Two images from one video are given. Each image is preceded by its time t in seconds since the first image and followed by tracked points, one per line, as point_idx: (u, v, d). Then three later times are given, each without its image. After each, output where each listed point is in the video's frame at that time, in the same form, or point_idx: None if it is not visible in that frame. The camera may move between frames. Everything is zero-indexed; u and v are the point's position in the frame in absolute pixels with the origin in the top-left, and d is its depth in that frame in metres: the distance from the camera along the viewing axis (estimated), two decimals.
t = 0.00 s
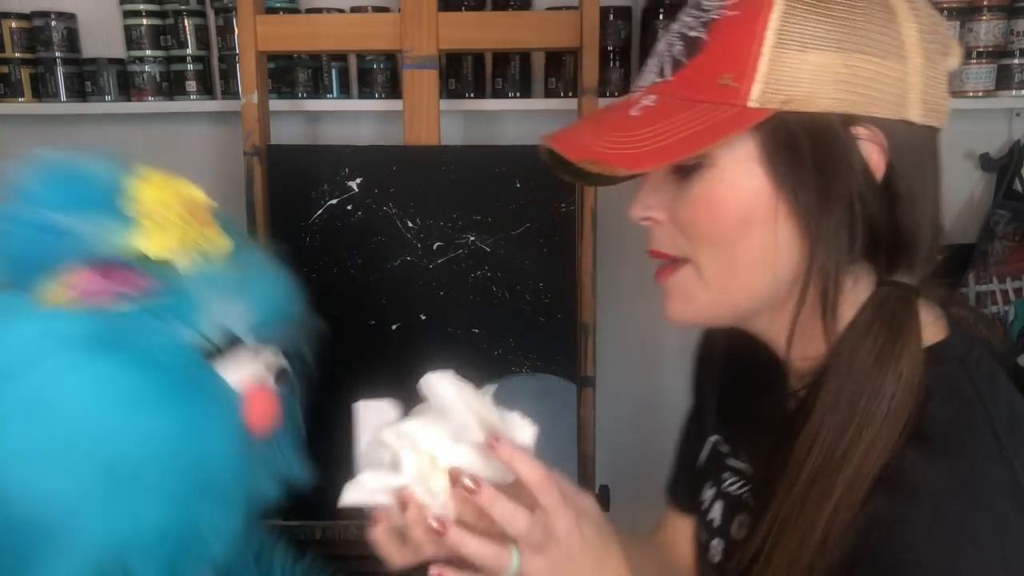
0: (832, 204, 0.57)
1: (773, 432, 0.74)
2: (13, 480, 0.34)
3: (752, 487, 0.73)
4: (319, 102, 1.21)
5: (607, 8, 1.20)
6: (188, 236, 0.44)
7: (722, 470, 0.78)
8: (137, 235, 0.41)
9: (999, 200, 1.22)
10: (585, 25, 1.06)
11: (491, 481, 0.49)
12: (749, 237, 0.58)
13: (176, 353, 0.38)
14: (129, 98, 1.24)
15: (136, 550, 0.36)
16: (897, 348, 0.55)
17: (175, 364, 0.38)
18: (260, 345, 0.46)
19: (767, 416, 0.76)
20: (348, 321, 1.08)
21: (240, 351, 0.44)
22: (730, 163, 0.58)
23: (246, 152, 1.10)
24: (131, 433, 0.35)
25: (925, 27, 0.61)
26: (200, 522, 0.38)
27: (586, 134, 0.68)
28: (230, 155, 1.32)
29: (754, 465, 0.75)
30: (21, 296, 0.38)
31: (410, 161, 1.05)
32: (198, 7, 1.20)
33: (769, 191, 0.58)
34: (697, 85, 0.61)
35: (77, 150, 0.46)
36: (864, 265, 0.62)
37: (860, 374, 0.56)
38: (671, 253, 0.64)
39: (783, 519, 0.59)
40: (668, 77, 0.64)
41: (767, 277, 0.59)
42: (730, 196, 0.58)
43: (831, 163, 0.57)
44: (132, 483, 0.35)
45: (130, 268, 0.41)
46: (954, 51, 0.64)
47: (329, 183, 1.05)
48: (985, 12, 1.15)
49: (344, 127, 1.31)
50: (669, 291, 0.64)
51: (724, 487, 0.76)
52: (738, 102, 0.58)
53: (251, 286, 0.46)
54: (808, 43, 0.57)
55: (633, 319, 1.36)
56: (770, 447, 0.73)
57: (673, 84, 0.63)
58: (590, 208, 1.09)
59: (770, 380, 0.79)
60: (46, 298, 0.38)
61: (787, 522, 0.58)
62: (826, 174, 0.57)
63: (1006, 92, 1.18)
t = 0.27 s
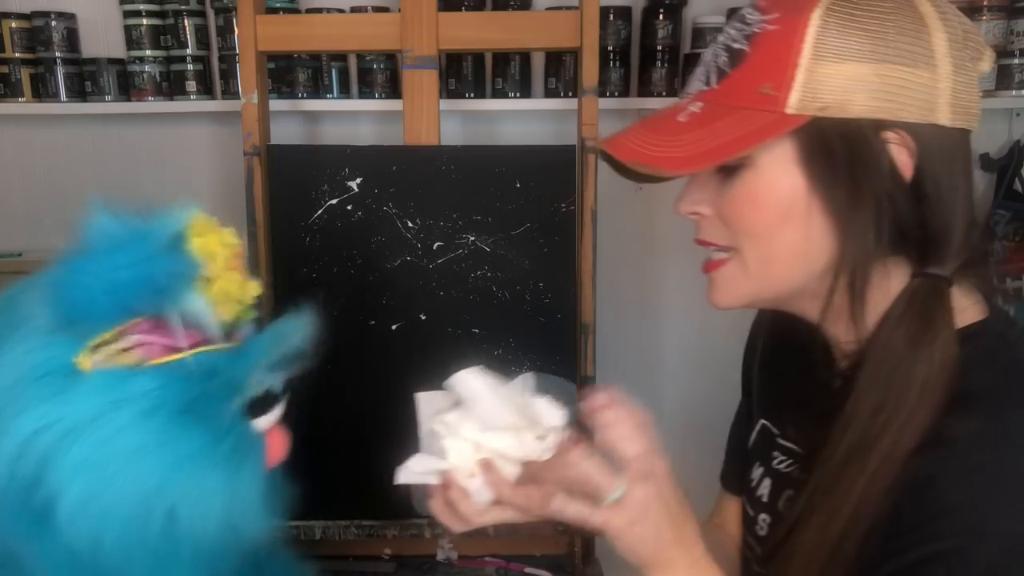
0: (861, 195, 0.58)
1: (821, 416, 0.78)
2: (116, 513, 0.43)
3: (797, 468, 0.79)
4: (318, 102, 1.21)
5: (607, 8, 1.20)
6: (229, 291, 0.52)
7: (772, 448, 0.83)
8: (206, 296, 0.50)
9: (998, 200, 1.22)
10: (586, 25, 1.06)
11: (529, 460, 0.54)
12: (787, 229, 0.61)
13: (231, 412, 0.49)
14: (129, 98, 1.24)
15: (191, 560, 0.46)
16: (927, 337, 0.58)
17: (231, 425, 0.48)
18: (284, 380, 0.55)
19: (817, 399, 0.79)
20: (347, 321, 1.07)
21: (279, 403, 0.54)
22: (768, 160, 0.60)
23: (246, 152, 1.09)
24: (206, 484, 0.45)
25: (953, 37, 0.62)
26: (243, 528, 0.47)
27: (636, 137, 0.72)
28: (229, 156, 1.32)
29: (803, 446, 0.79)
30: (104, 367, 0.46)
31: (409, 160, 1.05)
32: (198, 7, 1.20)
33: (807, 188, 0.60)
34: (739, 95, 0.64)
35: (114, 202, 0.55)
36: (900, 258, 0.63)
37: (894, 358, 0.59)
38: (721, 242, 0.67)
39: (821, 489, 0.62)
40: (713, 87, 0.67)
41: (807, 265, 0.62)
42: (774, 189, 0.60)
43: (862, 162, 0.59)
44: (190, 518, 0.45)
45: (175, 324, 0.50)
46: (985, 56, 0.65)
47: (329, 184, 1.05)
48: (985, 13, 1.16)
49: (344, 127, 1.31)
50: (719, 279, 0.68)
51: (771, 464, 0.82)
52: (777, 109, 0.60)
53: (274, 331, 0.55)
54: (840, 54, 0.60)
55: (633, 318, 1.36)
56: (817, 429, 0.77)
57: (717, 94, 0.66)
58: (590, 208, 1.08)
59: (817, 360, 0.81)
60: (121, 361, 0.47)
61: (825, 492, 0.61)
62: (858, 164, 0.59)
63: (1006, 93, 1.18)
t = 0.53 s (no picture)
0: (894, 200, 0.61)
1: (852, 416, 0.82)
2: (104, 482, 0.56)
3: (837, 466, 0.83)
4: (319, 102, 1.21)
5: (607, 8, 1.20)
6: (187, 281, 0.65)
7: (799, 448, 0.88)
8: (164, 285, 0.64)
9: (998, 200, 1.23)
10: (586, 25, 1.06)
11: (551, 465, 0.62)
12: (843, 235, 0.62)
13: (199, 395, 0.62)
14: (129, 98, 1.24)
15: (186, 518, 0.60)
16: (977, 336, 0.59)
17: (201, 413, 0.61)
18: (245, 373, 0.68)
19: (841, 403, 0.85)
20: (347, 321, 1.07)
21: (240, 386, 0.67)
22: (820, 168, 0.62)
23: (247, 152, 1.09)
24: (181, 463, 0.59)
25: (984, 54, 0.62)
26: (219, 503, 0.62)
27: (682, 147, 0.71)
28: (229, 156, 1.32)
29: (835, 447, 0.84)
30: (74, 359, 0.59)
31: (410, 160, 1.05)
32: (198, 7, 1.20)
33: (859, 194, 0.61)
34: (786, 106, 0.64)
35: (85, 210, 0.68)
36: (940, 259, 0.64)
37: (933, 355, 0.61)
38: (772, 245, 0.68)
39: (874, 481, 0.64)
40: (757, 100, 0.67)
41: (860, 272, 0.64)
42: (830, 197, 0.62)
43: (907, 169, 0.60)
44: (172, 490, 0.59)
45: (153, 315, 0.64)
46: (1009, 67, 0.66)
47: (329, 183, 1.05)
48: (986, 12, 1.16)
49: (344, 127, 1.31)
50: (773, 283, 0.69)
51: (802, 463, 0.87)
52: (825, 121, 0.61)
53: (240, 315, 0.69)
54: (880, 67, 0.60)
55: (633, 318, 1.36)
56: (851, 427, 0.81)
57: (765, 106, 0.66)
58: (590, 208, 1.08)
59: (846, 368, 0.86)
60: (90, 351, 0.60)
61: (878, 486, 0.63)
62: (902, 171, 0.60)
63: (1006, 93, 1.18)
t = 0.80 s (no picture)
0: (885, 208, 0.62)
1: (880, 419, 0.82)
2: (94, 488, 0.63)
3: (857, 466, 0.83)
4: (318, 102, 1.21)
5: (607, 8, 1.20)
6: (172, 286, 0.72)
7: (827, 448, 0.88)
8: (150, 290, 0.70)
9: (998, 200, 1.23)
10: (586, 25, 1.06)
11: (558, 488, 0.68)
12: (826, 251, 0.65)
13: (185, 403, 0.69)
14: (129, 98, 1.24)
15: (170, 520, 0.67)
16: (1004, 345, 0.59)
17: (188, 419, 0.69)
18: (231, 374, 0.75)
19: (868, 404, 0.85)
20: (347, 321, 1.07)
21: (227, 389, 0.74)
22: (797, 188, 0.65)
23: (246, 152, 1.09)
24: (167, 468, 0.66)
25: (964, 70, 0.63)
26: (205, 506, 0.69)
27: (678, 180, 0.76)
28: (229, 155, 1.32)
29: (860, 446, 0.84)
30: (60, 366, 0.66)
31: (410, 160, 1.05)
32: (198, 7, 1.20)
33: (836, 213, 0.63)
34: (765, 134, 0.68)
35: (71, 214, 0.74)
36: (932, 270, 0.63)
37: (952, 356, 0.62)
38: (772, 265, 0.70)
39: (886, 482, 0.65)
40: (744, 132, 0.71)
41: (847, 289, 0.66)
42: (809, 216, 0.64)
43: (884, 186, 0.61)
44: (159, 494, 0.66)
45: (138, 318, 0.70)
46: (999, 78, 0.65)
47: (329, 183, 1.05)
48: (985, 12, 1.15)
49: (344, 127, 1.31)
50: (775, 301, 0.71)
51: (830, 462, 0.87)
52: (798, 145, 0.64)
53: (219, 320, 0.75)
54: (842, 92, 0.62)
55: (634, 318, 1.36)
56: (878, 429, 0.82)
57: (748, 137, 0.69)
58: (590, 208, 1.09)
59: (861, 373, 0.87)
60: (76, 358, 0.66)
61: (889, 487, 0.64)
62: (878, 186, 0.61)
63: (1006, 92, 1.18)
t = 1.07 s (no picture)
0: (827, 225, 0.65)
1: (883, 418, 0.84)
2: (89, 490, 0.63)
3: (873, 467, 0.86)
4: (318, 102, 1.21)
5: (607, 8, 1.20)
6: (171, 287, 0.72)
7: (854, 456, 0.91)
8: (149, 290, 0.70)
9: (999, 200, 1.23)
10: (586, 25, 1.06)
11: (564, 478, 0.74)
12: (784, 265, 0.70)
13: (183, 404, 0.69)
14: (129, 98, 1.24)
15: (166, 521, 0.67)
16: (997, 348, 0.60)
17: (185, 420, 0.69)
18: (228, 375, 0.75)
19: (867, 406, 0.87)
20: (347, 321, 1.07)
21: (222, 391, 0.73)
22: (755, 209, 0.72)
23: (246, 152, 1.09)
24: (163, 470, 0.66)
25: (907, 88, 0.65)
26: (202, 508, 0.70)
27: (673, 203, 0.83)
28: (228, 155, 1.32)
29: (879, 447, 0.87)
30: (59, 366, 0.66)
31: (410, 159, 1.05)
32: (199, 7, 1.20)
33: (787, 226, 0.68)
34: (730, 161, 0.74)
35: (72, 214, 0.74)
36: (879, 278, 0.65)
37: (932, 365, 0.63)
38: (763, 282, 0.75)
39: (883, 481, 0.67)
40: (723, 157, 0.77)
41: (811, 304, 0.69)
42: (763, 235, 0.71)
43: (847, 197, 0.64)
44: (155, 495, 0.66)
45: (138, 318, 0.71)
46: (956, 85, 0.66)
47: (329, 183, 1.05)
48: (985, 12, 1.15)
49: (344, 127, 1.31)
50: (773, 314, 0.76)
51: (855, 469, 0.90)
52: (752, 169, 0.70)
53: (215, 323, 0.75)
54: (785, 119, 0.68)
55: (634, 318, 1.36)
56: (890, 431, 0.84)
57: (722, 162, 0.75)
58: (590, 208, 1.09)
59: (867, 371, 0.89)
60: (75, 357, 0.67)
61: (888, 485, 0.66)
62: (814, 207, 0.66)
63: (1006, 92, 1.18)
